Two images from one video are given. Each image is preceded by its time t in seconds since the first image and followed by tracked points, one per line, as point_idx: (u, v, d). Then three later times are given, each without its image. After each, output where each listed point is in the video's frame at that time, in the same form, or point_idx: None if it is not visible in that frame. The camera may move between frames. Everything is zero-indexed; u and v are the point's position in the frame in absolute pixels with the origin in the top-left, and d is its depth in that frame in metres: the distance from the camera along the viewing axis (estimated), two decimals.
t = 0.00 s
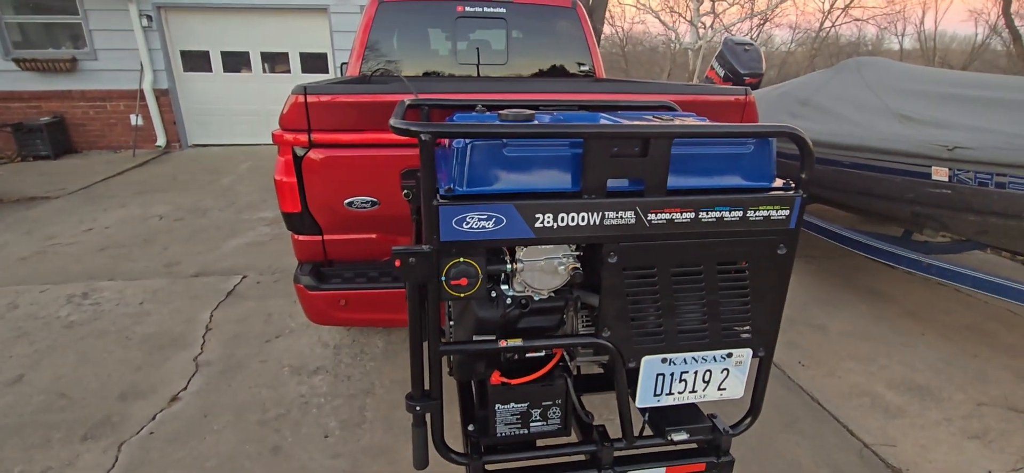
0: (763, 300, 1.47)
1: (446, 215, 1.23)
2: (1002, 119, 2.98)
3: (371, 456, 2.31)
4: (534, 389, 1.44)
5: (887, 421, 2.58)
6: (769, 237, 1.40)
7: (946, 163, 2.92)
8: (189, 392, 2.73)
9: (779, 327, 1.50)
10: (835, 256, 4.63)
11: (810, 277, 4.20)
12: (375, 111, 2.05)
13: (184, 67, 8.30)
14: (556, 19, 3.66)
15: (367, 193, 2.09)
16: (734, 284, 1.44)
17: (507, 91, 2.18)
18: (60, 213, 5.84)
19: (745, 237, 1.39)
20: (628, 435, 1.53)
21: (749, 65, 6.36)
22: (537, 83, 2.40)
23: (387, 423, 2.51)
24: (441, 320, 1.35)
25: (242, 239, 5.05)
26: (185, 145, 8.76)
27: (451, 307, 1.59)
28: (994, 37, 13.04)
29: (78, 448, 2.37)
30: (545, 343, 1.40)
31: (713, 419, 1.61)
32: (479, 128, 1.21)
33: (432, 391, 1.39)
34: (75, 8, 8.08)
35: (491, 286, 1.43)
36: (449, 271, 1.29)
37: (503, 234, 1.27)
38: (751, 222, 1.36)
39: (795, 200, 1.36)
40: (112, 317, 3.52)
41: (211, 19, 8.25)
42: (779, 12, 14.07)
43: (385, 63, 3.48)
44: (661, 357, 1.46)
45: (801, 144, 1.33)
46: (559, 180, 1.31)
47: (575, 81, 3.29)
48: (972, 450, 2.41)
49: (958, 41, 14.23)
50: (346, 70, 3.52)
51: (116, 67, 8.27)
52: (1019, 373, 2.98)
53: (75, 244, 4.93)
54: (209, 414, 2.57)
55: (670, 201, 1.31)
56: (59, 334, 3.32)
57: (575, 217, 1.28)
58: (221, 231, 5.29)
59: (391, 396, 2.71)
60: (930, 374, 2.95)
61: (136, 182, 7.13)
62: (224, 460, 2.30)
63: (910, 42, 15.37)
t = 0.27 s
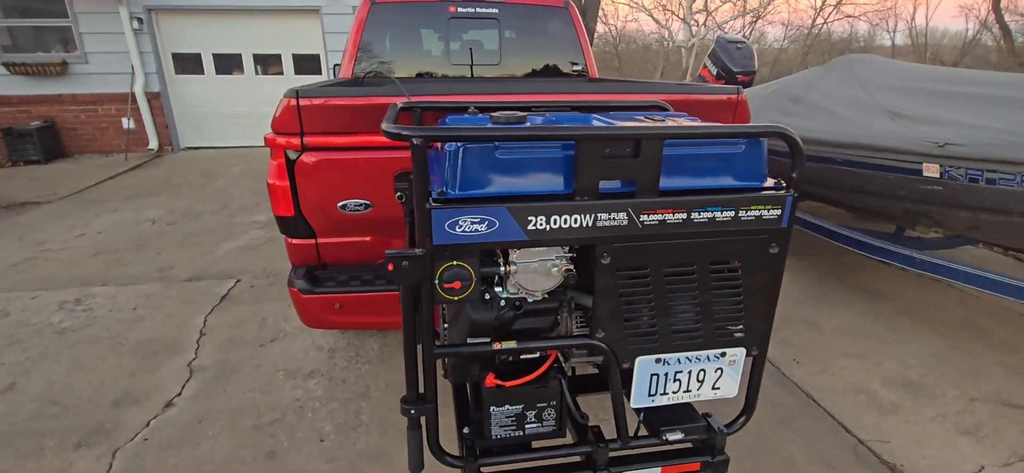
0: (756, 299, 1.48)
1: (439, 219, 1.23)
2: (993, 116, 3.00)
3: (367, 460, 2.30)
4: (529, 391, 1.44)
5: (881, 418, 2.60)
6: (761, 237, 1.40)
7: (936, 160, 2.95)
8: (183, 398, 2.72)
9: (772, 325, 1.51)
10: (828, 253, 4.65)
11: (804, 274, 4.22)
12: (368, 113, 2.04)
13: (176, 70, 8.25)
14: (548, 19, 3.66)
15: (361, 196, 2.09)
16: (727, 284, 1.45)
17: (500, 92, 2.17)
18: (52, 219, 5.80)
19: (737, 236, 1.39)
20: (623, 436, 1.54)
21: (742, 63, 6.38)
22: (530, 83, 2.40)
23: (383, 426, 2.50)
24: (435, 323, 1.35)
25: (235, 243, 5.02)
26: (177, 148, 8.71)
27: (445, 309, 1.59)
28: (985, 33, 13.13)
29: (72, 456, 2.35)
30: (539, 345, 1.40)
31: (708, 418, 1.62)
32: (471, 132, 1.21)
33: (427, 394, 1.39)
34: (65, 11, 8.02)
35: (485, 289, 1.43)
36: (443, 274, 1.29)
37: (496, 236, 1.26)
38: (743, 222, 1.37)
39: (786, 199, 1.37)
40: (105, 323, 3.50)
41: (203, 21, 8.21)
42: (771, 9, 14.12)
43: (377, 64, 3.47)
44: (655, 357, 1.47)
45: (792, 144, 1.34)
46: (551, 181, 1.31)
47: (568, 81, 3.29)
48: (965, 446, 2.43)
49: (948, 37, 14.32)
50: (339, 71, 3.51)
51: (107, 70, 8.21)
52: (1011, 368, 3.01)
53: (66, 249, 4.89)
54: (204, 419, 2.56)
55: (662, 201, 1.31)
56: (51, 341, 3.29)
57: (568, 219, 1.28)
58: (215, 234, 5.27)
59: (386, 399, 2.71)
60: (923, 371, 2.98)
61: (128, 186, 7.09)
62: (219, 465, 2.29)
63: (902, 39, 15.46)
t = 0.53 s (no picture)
0: (755, 299, 1.45)
1: (431, 222, 1.20)
2: (989, 111, 2.98)
3: (363, 465, 2.28)
4: (525, 396, 1.41)
5: (881, 415, 2.59)
6: (760, 236, 1.38)
7: (933, 154, 2.93)
8: (176, 405, 2.68)
9: (771, 326, 1.49)
10: (825, 249, 4.64)
11: (801, 271, 4.21)
12: (360, 114, 2.00)
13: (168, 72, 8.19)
14: (543, 17, 3.63)
15: (353, 198, 2.06)
16: (726, 284, 1.42)
17: (494, 93, 2.14)
18: (43, 224, 5.74)
19: (735, 237, 1.37)
20: (622, 440, 1.51)
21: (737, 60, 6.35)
22: (525, 82, 2.36)
23: (378, 431, 2.47)
24: (428, 329, 1.32)
25: (230, 246, 4.98)
26: (170, 151, 8.65)
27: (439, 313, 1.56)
28: (978, 26, 13.14)
29: (62, 466, 2.32)
30: (536, 349, 1.37)
31: (707, 421, 1.59)
32: (463, 133, 1.18)
33: (421, 401, 1.36)
34: (55, 13, 7.94)
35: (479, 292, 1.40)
36: (436, 278, 1.26)
37: (489, 239, 1.24)
38: (741, 222, 1.34)
39: (785, 198, 1.35)
40: (96, 329, 3.46)
41: (195, 22, 8.15)
42: (765, 5, 14.12)
43: (371, 64, 3.43)
44: (654, 360, 1.44)
45: (792, 142, 1.31)
46: (545, 183, 1.28)
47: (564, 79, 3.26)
48: (965, 443, 2.41)
49: (942, 31, 14.34)
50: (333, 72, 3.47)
51: (99, 73, 8.14)
52: (1010, 363, 3.00)
53: (58, 254, 4.84)
54: (197, 426, 2.52)
55: (659, 202, 1.29)
56: (42, 348, 3.25)
57: (563, 221, 1.25)
58: (209, 238, 5.23)
59: (382, 403, 2.68)
60: (922, 367, 2.97)
61: (120, 189, 7.03)
62: None
63: (896, 33, 15.48)
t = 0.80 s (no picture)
0: (761, 300, 1.41)
1: (428, 226, 1.16)
2: (990, 104, 2.95)
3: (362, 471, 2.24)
4: (528, 402, 1.37)
5: (886, 413, 2.56)
6: (766, 236, 1.34)
7: (935, 149, 2.89)
8: (171, 412, 2.64)
9: (778, 327, 1.45)
10: (825, 245, 4.62)
11: (801, 267, 4.18)
12: (354, 113, 1.96)
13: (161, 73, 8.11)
14: (539, 14, 3.58)
15: (348, 201, 2.02)
16: (732, 285, 1.39)
17: (490, 91, 2.10)
18: (36, 228, 5.67)
19: (741, 236, 1.33)
20: (627, 446, 1.48)
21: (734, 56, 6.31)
22: (522, 80, 2.32)
23: (378, 436, 2.44)
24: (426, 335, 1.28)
25: (225, 249, 4.93)
26: (164, 153, 8.57)
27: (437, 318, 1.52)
28: (971, 21, 13.12)
29: None
30: (538, 354, 1.33)
31: (713, 424, 1.56)
32: (459, 133, 1.14)
33: (420, 409, 1.32)
34: (45, 16, 7.85)
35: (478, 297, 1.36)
36: (433, 283, 1.22)
37: (488, 243, 1.20)
38: (747, 221, 1.31)
39: (791, 196, 1.31)
40: (89, 335, 3.40)
41: (187, 23, 8.07)
42: (760, 1, 14.09)
43: (366, 64, 3.39)
44: (659, 363, 1.41)
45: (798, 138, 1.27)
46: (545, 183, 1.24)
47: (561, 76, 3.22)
48: (972, 440, 2.39)
49: (936, 26, 14.32)
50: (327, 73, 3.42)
51: (90, 75, 8.06)
52: (1014, 358, 2.98)
53: (50, 259, 4.78)
54: (192, 434, 2.48)
55: (662, 201, 1.25)
56: (34, 355, 3.20)
57: (564, 222, 1.22)
58: (204, 241, 5.18)
59: (382, 408, 2.64)
60: (927, 363, 2.94)
61: (113, 193, 6.96)
62: None
63: (890, 29, 15.47)
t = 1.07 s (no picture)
0: (781, 299, 1.39)
1: (444, 226, 1.13)
2: (994, 98, 2.94)
3: None
4: (546, 406, 1.35)
5: (896, 410, 2.55)
6: (787, 233, 1.31)
7: (940, 144, 2.88)
8: (174, 419, 2.61)
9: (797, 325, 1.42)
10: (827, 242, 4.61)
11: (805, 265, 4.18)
12: (359, 112, 1.91)
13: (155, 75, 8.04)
14: (538, 12, 3.56)
15: (353, 201, 1.98)
16: (752, 283, 1.36)
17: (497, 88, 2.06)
18: (31, 233, 5.61)
19: (761, 233, 1.30)
20: (646, 448, 1.45)
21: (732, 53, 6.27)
22: (527, 77, 2.28)
23: (386, 440, 2.41)
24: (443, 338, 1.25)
25: (224, 252, 4.88)
26: (160, 156, 8.49)
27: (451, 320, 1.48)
28: (962, 18, 13.17)
29: None
30: (557, 356, 1.30)
31: (732, 424, 1.54)
32: (476, 130, 1.11)
33: (437, 414, 1.29)
34: (37, 18, 7.76)
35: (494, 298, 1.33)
36: (450, 285, 1.19)
37: (506, 242, 1.16)
38: (768, 218, 1.28)
39: (813, 192, 1.28)
40: (89, 341, 3.36)
41: (181, 25, 8.00)
42: None
43: (365, 63, 3.34)
44: (678, 364, 1.38)
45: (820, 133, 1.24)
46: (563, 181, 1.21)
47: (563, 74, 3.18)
48: (983, 436, 2.38)
49: (927, 24, 14.39)
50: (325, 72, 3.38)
51: (83, 78, 7.97)
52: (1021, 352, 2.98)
53: (47, 264, 4.73)
54: (197, 441, 2.45)
55: (682, 199, 1.22)
56: (33, 362, 3.15)
57: (583, 221, 1.18)
58: (202, 244, 5.13)
59: (389, 411, 2.62)
60: (934, 358, 2.93)
61: (109, 196, 6.89)
62: None
63: (882, 26, 15.51)
